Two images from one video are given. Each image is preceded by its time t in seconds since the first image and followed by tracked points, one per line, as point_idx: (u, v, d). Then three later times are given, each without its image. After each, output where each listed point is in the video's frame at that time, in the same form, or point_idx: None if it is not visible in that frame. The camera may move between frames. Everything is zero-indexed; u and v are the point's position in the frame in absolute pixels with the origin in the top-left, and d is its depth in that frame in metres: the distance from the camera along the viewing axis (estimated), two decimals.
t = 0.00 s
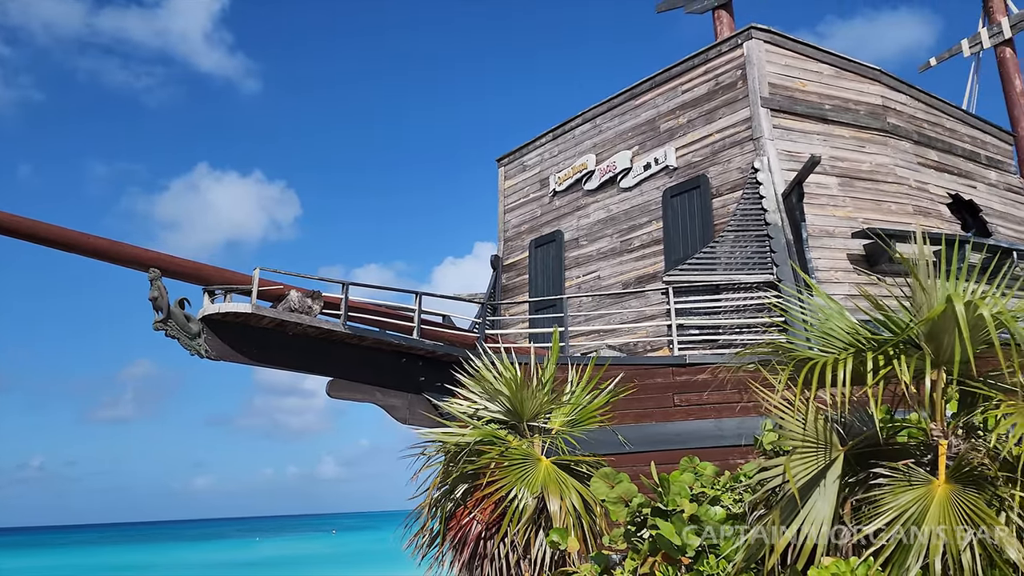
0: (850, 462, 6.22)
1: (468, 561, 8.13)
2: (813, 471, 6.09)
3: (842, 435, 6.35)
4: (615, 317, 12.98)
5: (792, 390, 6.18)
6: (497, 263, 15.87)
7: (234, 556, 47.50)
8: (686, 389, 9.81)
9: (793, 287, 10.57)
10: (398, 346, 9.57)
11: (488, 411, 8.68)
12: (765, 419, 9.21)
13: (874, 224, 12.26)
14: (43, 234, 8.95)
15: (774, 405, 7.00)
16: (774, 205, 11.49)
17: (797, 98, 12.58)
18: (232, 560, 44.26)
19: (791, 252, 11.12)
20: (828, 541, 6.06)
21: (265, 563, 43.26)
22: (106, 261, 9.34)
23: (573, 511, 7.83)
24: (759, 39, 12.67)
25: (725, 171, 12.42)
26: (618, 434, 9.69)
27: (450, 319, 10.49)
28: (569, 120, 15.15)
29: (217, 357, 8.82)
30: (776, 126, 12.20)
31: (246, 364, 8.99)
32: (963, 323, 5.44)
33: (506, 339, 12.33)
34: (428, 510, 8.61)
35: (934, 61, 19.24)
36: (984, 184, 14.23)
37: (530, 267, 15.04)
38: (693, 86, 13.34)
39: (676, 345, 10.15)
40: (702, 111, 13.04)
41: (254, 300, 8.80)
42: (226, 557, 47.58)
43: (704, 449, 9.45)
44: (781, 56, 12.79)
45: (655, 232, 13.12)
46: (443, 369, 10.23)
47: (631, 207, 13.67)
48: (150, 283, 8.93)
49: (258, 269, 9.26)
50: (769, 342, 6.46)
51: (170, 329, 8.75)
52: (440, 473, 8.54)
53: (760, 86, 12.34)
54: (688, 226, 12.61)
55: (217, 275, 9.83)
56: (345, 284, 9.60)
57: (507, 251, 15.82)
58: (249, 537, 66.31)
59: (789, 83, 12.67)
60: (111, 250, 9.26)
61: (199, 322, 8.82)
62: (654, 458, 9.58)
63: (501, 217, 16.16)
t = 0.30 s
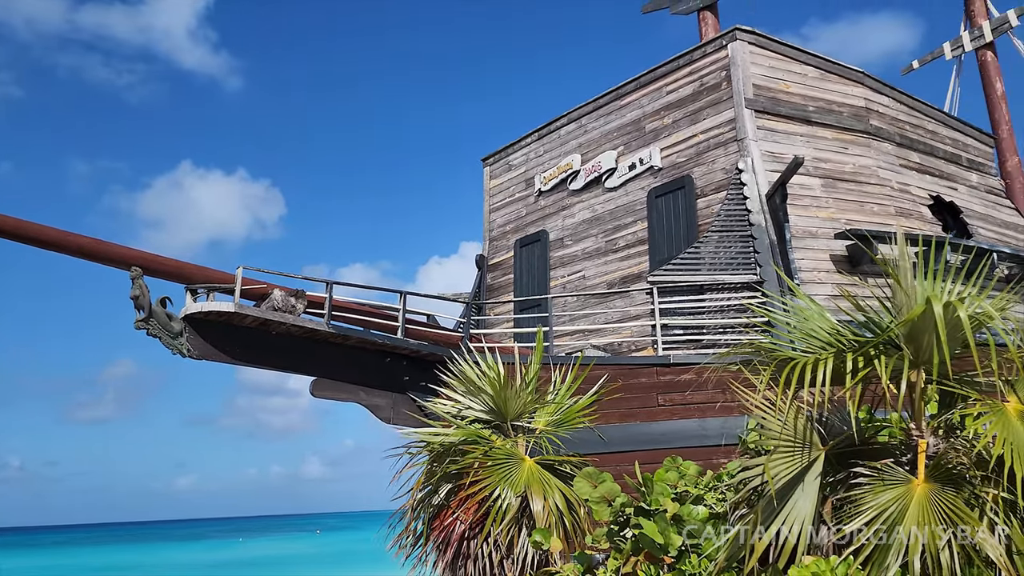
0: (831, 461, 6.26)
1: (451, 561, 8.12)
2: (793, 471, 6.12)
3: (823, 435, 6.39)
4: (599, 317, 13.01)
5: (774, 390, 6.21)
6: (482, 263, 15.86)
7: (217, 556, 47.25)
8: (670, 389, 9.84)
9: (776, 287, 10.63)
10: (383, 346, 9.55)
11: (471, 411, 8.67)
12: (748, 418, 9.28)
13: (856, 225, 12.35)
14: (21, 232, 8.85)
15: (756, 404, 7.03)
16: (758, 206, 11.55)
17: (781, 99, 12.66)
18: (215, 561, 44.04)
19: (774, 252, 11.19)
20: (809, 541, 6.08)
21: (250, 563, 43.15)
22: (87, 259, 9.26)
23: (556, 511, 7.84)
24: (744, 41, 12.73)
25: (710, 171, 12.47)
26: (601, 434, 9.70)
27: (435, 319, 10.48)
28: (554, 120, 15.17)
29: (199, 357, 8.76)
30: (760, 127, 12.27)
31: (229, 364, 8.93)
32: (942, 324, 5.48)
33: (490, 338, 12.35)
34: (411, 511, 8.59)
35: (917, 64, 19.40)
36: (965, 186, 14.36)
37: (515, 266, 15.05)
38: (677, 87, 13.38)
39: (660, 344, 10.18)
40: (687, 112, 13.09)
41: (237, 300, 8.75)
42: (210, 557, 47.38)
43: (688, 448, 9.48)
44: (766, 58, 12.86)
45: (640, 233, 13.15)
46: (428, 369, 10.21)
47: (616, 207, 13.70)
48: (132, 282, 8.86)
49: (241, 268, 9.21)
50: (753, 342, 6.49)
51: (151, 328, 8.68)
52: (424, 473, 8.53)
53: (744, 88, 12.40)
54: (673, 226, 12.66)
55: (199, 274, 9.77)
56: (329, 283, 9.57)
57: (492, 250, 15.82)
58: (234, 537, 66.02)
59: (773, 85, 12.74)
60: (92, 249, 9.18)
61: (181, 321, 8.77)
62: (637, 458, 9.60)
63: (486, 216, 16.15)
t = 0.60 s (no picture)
0: (808, 461, 6.31)
1: (431, 561, 8.10)
2: (770, 469, 6.16)
3: (800, 435, 6.44)
4: (580, 317, 13.03)
5: (752, 389, 6.25)
6: (464, 262, 15.85)
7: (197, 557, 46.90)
8: (650, 389, 9.87)
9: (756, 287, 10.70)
10: (364, 345, 9.52)
11: (451, 410, 8.65)
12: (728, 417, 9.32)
13: (835, 226, 12.44)
14: None
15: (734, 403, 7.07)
16: (738, 206, 11.61)
17: (761, 101, 12.74)
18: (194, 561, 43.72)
19: (755, 252, 11.25)
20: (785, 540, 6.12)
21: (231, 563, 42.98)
22: (63, 257, 9.15)
23: (536, 510, 7.82)
24: (725, 42, 12.80)
25: (691, 171, 12.52)
26: (582, 433, 9.72)
27: (416, 318, 10.45)
28: (536, 119, 15.18)
29: (177, 355, 8.69)
30: (741, 128, 12.34)
31: (207, 363, 8.86)
32: (916, 324, 5.54)
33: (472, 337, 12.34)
34: (392, 510, 8.55)
35: (895, 66, 19.60)
36: (942, 188, 14.53)
37: (497, 266, 15.05)
38: (659, 87, 13.44)
39: (640, 344, 10.21)
40: (669, 112, 13.14)
41: (216, 298, 8.69)
42: (190, 557, 47.09)
43: (668, 447, 9.52)
44: (746, 59, 12.94)
45: (621, 232, 13.19)
46: (409, 368, 10.19)
47: (598, 207, 13.73)
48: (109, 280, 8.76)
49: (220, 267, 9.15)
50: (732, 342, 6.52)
51: (128, 326, 8.60)
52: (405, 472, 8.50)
53: (725, 89, 12.46)
54: (654, 226, 12.70)
55: (178, 272, 9.69)
56: (309, 281, 9.52)
57: (474, 250, 15.81)
58: (216, 537, 65.77)
59: (754, 86, 12.82)
60: (69, 246, 9.08)
61: (159, 319, 8.70)
62: (618, 457, 9.63)
63: (468, 215, 16.14)
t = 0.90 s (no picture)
0: (791, 459, 6.35)
1: (415, 561, 8.09)
2: (753, 468, 6.20)
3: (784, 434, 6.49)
4: (566, 316, 13.05)
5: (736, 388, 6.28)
6: (449, 261, 15.83)
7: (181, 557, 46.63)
8: (635, 388, 9.90)
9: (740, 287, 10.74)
10: (348, 344, 9.49)
11: (436, 410, 8.64)
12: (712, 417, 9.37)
13: (819, 226, 12.52)
14: None
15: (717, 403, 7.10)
16: (723, 206, 11.66)
17: (746, 101, 12.80)
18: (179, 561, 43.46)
19: (739, 253, 11.30)
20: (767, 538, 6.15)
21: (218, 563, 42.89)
22: (44, 255, 9.06)
23: (520, 510, 7.82)
24: (710, 43, 12.85)
25: (676, 172, 12.57)
26: (567, 433, 9.73)
27: (401, 317, 10.43)
28: (522, 119, 15.19)
29: (160, 354, 8.63)
30: (726, 129, 12.39)
31: (190, 361, 8.81)
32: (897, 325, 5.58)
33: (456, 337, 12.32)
34: (376, 510, 8.52)
35: (879, 68, 19.74)
36: (924, 189, 14.65)
37: (482, 266, 15.05)
38: (645, 88, 13.47)
39: (625, 343, 10.24)
40: (654, 112, 13.18)
41: (199, 297, 8.64)
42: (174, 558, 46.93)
43: (653, 446, 9.55)
44: (731, 60, 13.00)
45: (607, 232, 13.22)
46: (394, 367, 10.17)
47: (584, 207, 13.75)
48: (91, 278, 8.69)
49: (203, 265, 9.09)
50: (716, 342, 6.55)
51: (110, 325, 8.53)
52: (389, 472, 8.48)
53: (710, 89, 12.52)
54: (639, 226, 12.73)
55: (161, 271, 9.62)
56: (293, 280, 9.48)
57: (459, 249, 15.80)
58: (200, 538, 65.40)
59: (738, 87, 12.88)
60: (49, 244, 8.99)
61: (142, 318, 8.63)
62: (602, 456, 9.65)
63: (453, 215, 16.12)
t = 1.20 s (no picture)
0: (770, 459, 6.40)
1: (397, 561, 8.07)
2: (733, 467, 6.24)
3: (764, 434, 6.53)
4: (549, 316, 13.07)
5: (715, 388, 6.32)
6: (432, 260, 15.81)
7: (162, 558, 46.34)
8: (617, 388, 9.93)
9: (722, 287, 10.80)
10: (330, 343, 9.45)
11: (418, 410, 8.63)
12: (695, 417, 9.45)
13: (800, 227, 12.60)
14: None
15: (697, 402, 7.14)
16: (706, 207, 11.71)
17: (728, 103, 12.87)
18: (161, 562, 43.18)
19: (721, 253, 11.35)
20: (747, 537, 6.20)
21: (200, 563, 42.69)
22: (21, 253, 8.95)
23: (501, 510, 7.82)
24: (693, 44, 12.91)
25: (659, 172, 12.61)
26: (549, 433, 9.74)
27: (383, 317, 10.41)
28: (505, 119, 15.19)
29: (139, 354, 8.56)
30: (708, 129, 12.45)
31: (170, 361, 8.73)
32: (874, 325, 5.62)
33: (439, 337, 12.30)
34: (357, 511, 8.49)
35: (861, 71, 19.90)
36: (903, 191, 14.79)
37: (465, 265, 15.04)
38: (628, 88, 13.51)
39: (608, 343, 10.26)
40: (637, 113, 13.22)
41: (179, 296, 8.57)
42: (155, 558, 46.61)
43: (636, 446, 9.59)
44: (714, 61, 13.06)
45: (590, 232, 13.25)
46: (376, 367, 10.14)
47: (567, 207, 13.77)
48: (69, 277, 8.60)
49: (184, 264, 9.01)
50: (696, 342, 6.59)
51: (89, 324, 8.44)
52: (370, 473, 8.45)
53: (693, 90, 12.58)
54: (622, 226, 12.77)
55: (140, 269, 9.53)
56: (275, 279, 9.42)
57: (443, 249, 15.78)
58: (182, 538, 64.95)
59: (721, 88, 12.94)
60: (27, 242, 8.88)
61: (121, 317, 8.55)
62: (585, 456, 9.67)
63: (437, 214, 16.10)
